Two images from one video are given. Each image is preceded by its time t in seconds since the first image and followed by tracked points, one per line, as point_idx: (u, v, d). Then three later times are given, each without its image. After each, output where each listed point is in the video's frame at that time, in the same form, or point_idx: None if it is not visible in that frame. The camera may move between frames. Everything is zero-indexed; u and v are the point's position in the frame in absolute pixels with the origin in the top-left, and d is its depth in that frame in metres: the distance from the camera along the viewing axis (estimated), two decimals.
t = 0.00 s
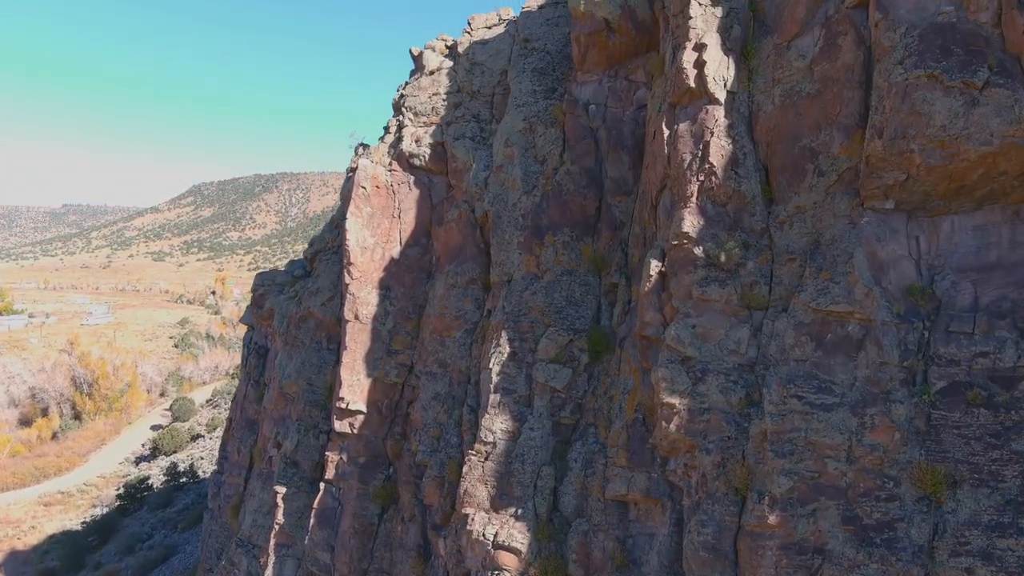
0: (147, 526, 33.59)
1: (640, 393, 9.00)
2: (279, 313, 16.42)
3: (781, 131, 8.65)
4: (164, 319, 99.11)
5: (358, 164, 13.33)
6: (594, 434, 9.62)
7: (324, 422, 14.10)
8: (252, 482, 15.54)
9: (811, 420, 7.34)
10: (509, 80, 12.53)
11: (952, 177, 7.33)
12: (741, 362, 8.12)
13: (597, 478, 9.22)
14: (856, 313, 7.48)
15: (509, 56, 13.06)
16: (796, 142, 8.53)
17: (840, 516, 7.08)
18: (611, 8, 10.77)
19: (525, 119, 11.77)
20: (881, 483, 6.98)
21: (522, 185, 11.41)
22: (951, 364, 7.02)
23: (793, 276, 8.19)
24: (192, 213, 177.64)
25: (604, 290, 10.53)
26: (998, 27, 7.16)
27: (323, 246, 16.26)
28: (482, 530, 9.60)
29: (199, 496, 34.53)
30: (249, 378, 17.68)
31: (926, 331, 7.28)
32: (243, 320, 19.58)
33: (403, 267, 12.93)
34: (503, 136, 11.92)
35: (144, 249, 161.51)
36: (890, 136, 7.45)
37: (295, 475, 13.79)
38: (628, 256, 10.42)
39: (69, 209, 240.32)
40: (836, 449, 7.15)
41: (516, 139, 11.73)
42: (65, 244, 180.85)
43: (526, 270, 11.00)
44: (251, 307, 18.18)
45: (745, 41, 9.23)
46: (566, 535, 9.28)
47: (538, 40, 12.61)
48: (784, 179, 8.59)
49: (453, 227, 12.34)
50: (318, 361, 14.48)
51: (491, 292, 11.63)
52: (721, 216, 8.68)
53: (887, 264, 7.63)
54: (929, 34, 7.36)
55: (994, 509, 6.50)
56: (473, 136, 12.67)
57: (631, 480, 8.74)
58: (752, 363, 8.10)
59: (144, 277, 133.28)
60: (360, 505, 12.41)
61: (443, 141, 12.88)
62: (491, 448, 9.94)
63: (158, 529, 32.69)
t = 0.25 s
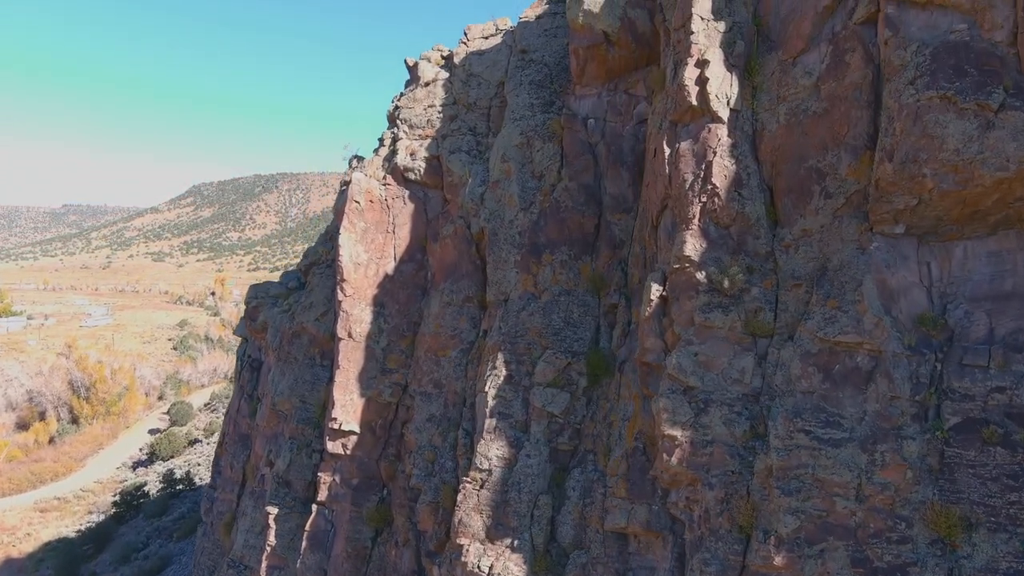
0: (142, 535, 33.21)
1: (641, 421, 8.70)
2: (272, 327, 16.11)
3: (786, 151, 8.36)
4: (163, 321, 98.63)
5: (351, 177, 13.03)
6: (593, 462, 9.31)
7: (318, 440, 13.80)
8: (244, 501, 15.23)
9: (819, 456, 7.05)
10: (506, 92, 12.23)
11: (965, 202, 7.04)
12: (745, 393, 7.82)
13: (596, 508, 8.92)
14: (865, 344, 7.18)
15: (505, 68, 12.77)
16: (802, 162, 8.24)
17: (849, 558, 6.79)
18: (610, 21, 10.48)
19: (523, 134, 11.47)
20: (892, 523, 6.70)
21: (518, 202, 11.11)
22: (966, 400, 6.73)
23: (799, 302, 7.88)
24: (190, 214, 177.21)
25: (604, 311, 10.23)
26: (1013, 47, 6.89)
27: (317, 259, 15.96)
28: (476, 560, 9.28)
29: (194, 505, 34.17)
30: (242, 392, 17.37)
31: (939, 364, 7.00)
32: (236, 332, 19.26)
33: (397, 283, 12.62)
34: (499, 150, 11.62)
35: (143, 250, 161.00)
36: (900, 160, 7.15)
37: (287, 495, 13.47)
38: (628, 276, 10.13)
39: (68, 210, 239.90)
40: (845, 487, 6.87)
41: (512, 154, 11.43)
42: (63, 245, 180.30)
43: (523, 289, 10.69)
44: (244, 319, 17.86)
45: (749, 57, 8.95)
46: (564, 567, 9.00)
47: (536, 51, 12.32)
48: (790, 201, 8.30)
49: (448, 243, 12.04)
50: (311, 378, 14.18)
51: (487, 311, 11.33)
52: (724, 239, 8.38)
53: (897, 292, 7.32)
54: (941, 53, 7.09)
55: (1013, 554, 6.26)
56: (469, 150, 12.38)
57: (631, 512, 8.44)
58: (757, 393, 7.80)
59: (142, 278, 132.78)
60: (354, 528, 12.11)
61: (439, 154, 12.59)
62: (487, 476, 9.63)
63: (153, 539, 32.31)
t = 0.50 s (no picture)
0: (136, 543, 32.84)
1: (641, 450, 8.40)
2: (265, 341, 15.81)
3: (791, 172, 8.07)
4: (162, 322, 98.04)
5: (345, 191, 12.73)
6: (591, 491, 8.99)
7: (311, 459, 13.51)
8: (236, 519, 14.92)
9: (827, 495, 6.76)
10: (503, 105, 11.93)
11: (980, 229, 6.72)
12: (750, 424, 7.52)
13: (595, 540, 8.61)
14: (875, 377, 6.89)
15: (502, 80, 12.48)
16: (808, 184, 7.95)
17: None
18: (609, 34, 10.19)
19: (520, 148, 11.17)
20: (904, 568, 6.41)
21: (515, 219, 10.80)
22: (981, 438, 6.40)
23: (806, 330, 7.58)
24: (189, 216, 176.88)
25: (603, 332, 9.93)
26: None
27: (312, 273, 15.66)
28: None
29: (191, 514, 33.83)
30: (235, 407, 17.07)
31: (953, 399, 6.69)
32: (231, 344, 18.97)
33: (392, 300, 12.31)
34: (496, 165, 11.32)
35: (141, 250, 160.51)
36: (912, 185, 6.85)
37: (279, 516, 13.16)
38: (628, 297, 9.82)
39: (67, 210, 239.43)
40: (854, 528, 6.60)
41: (509, 169, 11.12)
42: (62, 245, 179.75)
43: (520, 310, 10.39)
44: (238, 332, 17.56)
45: (753, 73, 8.65)
46: None
47: (533, 63, 12.04)
48: (795, 224, 8.00)
49: (444, 259, 11.74)
50: (304, 396, 13.88)
51: (483, 331, 11.03)
52: (728, 263, 8.08)
53: (909, 322, 7.01)
54: (954, 73, 6.81)
55: None
56: (465, 164, 12.09)
57: (632, 547, 8.14)
58: (762, 425, 7.50)
59: (141, 279, 132.28)
60: (346, 552, 11.79)
61: (434, 168, 12.30)
62: (481, 505, 9.34)
63: (149, 548, 31.98)
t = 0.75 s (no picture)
0: (130, 551, 32.54)
1: (641, 482, 8.08)
2: (258, 356, 15.50)
3: (796, 195, 7.78)
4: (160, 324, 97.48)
5: (337, 206, 12.42)
6: (590, 522, 8.67)
7: (302, 480, 13.17)
8: (228, 539, 14.61)
9: (837, 538, 6.52)
10: (499, 118, 11.64)
11: (996, 259, 6.43)
12: (756, 460, 7.21)
13: None
14: (886, 413, 6.58)
15: (499, 92, 12.20)
16: (814, 208, 7.66)
17: None
18: (609, 47, 9.90)
19: (516, 164, 10.87)
20: None
21: (511, 237, 10.49)
22: (998, 480, 6.14)
23: (813, 361, 7.28)
24: (188, 217, 176.50)
25: (602, 356, 9.62)
26: None
27: (305, 286, 15.36)
28: None
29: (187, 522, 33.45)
30: (227, 421, 16.76)
31: (969, 437, 6.39)
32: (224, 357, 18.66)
33: (385, 318, 11.99)
34: (492, 181, 11.01)
35: (141, 251, 160.18)
36: (925, 213, 6.56)
37: (270, 538, 12.85)
38: (628, 319, 9.51)
39: (67, 210, 239.05)
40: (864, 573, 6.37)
41: (505, 185, 10.82)
42: (61, 246, 179.40)
43: (516, 332, 10.10)
44: (230, 345, 17.25)
45: (757, 90, 8.37)
46: None
47: (531, 75, 11.74)
48: (801, 249, 7.69)
49: (438, 277, 11.43)
50: (297, 414, 13.58)
51: (479, 352, 10.73)
52: (731, 289, 7.77)
53: (921, 355, 6.70)
54: (968, 95, 6.50)
55: None
56: (460, 179, 11.79)
57: None
58: (769, 460, 7.19)
59: (141, 280, 131.92)
60: None
61: (429, 183, 12.01)
62: (476, 536, 9.05)
63: (143, 557, 31.60)
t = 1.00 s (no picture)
0: (125, 557, 32.08)
1: (641, 517, 7.79)
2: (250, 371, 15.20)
3: (803, 219, 7.48)
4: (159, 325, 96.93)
5: (330, 222, 12.11)
6: (589, 556, 8.39)
7: (293, 502, 12.81)
8: (219, 559, 14.30)
9: None
10: (495, 133, 11.33)
11: (1014, 292, 6.12)
12: (761, 498, 6.91)
13: None
14: (898, 454, 6.28)
15: (496, 105, 11.90)
16: (822, 234, 7.35)
17: None
18: (608, 62, 9.62)
19: (513, 180, 10.55)
20: None
21: (507, 256, 10.17)
22: (1019, 526, 5.80)
23: (821, 395, 6.96)
24: (188, 218, 176.19)
25: (601, 381, 9.31)
26: None
27: (299, 301, 15.06)
28: None
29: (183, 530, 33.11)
30: (220, 437, 16.45)
31: (985, 480, 6.06)
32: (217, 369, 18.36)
33: (379, 338, 11.69)
34: (487, 198, 10.69)
35: (140, 251, 159.77)
36: (939, 244, 6.25)
37: (261, 561, 12.54)
38: (628, 343, 9.21)
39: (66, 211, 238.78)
40: None
41: (501, 203, 10.50)
42: (61, 244, 178.78)
43: (513, 355, 9.79)
44: (223, 359, 16.94)
45: (761, 109, 8.07)
46: None
47: (528, 88, 11.44)
48: (809, 276, 7.39)
49: (433, 296, 11.12)
50: (289, 433, 13.28)
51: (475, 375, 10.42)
52: (735, 318, 7.46)
53: (934, 391, 6.37)
54: (984, 119, 6.19)
55: None
56: (456, 195, 11.51)
57: None
58: (775, 498, 6.90)
59: (140, 279, 131.34)
60: None
61: (424, 199, 11.72)
62: (470, 570, 8.73)
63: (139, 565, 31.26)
